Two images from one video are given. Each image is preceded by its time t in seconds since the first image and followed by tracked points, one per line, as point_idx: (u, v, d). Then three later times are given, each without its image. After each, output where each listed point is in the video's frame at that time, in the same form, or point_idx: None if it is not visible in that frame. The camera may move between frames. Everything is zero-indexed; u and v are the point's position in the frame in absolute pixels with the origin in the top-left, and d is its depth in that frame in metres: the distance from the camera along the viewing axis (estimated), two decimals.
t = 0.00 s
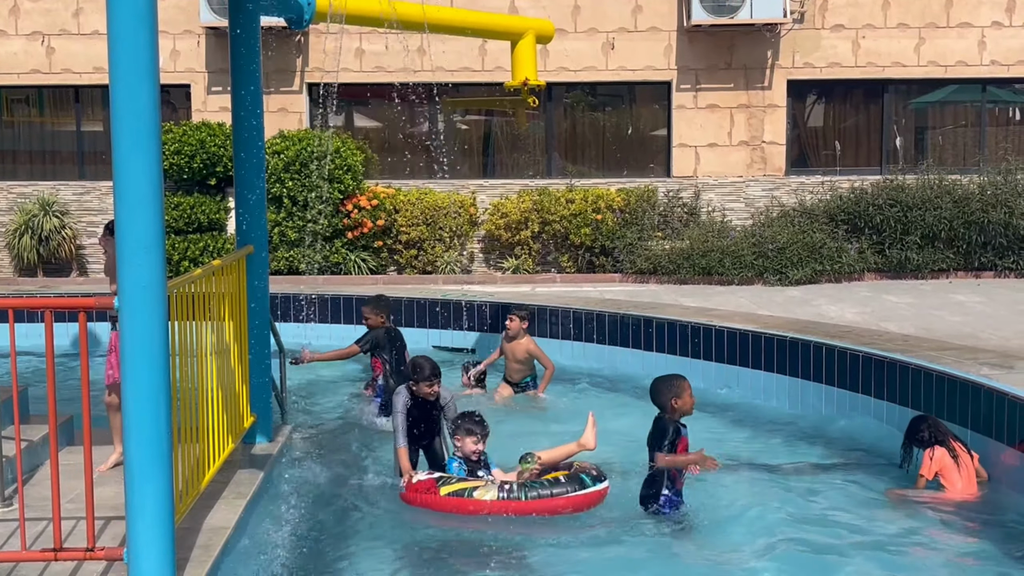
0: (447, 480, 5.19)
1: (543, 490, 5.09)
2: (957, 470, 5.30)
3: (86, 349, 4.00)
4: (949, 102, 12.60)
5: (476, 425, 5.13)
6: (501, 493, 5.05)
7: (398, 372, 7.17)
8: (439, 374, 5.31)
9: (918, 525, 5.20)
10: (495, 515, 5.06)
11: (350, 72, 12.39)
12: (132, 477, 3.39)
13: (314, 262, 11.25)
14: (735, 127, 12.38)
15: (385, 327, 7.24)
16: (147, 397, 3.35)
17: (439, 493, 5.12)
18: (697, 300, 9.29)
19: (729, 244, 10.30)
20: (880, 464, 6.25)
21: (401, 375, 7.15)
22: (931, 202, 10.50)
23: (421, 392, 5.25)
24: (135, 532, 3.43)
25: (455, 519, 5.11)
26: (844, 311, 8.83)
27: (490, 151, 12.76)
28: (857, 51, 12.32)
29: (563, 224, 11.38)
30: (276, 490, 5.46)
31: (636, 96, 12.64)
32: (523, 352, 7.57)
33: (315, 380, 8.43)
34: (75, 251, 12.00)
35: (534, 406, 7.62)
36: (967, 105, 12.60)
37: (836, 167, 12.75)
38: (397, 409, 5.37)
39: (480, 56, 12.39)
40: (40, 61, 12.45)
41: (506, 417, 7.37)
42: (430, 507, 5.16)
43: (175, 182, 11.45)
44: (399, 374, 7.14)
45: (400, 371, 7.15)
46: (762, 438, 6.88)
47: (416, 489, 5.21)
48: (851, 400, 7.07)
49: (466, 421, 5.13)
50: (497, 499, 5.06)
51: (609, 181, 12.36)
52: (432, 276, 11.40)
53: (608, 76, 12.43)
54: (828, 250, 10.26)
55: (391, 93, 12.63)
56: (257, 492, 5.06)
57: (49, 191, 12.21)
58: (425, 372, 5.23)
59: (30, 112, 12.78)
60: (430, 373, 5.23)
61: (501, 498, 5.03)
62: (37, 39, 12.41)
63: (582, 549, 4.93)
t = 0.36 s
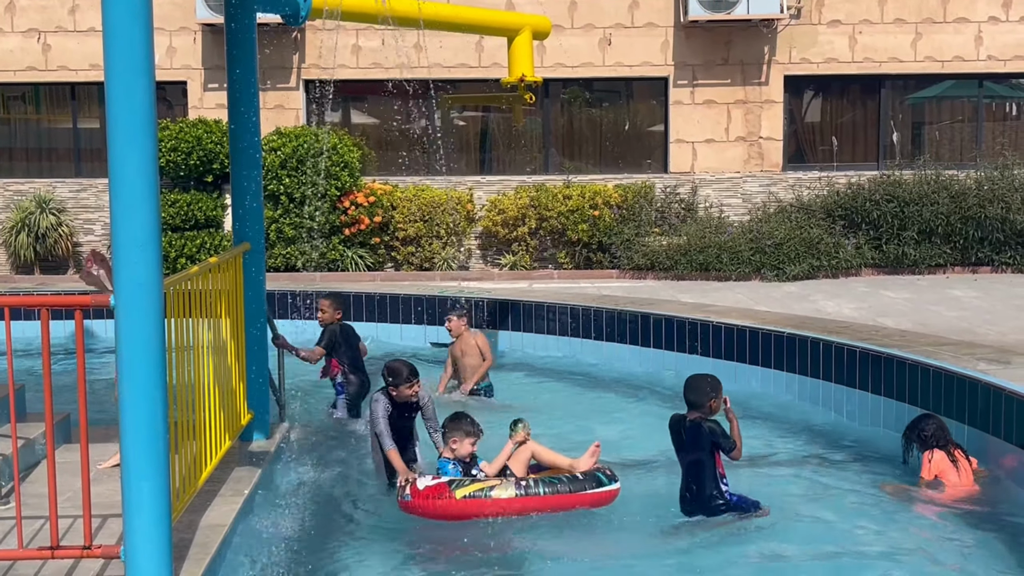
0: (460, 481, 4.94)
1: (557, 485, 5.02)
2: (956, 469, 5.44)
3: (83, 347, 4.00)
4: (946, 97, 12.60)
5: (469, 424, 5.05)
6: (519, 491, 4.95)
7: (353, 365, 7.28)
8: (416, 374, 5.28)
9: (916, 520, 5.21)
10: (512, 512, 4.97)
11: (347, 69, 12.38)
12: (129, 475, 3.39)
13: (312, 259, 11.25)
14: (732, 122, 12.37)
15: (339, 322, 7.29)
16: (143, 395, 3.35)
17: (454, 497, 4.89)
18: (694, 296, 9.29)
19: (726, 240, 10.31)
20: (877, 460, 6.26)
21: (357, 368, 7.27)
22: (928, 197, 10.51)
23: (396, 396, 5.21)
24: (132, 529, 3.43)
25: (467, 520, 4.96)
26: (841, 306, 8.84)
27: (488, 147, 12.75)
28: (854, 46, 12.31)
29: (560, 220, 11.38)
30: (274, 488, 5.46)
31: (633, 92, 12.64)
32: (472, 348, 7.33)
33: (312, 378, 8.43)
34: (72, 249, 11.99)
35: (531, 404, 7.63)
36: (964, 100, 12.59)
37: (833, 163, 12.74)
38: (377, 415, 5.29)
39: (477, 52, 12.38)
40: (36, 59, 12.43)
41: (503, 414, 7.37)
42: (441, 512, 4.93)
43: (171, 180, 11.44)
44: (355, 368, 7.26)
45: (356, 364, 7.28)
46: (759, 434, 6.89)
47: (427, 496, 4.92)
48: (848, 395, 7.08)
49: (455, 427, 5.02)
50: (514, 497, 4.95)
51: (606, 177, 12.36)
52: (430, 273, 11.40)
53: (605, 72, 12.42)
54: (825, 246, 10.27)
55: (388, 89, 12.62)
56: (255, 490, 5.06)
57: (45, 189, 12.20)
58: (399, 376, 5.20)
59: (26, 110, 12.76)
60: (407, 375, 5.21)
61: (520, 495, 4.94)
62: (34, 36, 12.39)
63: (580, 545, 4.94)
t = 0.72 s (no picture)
0: (463, 485, 4.92)
1: (563, 487, 4.94)
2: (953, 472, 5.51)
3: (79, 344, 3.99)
4: (945, 91, 12.58)
5: (467, 427, 5.00)
6: (523, 494, 4.86)
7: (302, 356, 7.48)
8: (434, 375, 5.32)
9: (913, 516, 5.22)
10: (520, 516, 4.88)
11: (345, 63, 12.36)
12: (126, 471, 3.39)
13: (310, 254, 11.25)
14: (731, 116, 12.36)
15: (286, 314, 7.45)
16: (141, 392, 3.35)
17: (457, 500, 4.86)
18: (692, 291, 9.29)
19: (725, 234, 10.30)
20: (876, 455, 6.27)
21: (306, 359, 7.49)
22: (927, 191, 10.51)
23: (412, 395, 5.23)
24: (131, 525, 3.43)
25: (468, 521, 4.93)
26: (839, 301, 8.84)
27: (486, 141, 12.74)
28: (853, 40, 12.29)
29: (558, 215, 11.37)
30: (273, 483, 5.47)
31: (631, 86, 12.62)
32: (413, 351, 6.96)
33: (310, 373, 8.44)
34: (69, 243, 11.99)
35: (528, 399, 7.64)
36: (962, 94, 12.58)
37: (832, 157, 12.73)
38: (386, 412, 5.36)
39: (474, 46, 12.36)
40: (33, 52, 12.40)
41: (502, 410, 7.38)
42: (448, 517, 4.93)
43: (169, 174, 11.43)
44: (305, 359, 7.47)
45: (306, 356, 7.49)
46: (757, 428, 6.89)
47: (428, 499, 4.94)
48: (846, 390, 7.08)
49: (456, 429, 4.98)
50: (518, 500, 4.85)
51: (604, 172, 12.35)
52: (428, 267, 11.40)
53: (603, 66, 12.41)
54: (824, 240, 10.27)
55: (386, 84, 12.61)
56: (254, 485, 5.07)
57: (43, 183, 12.19)
58: (420, 376, 5.22)
59: (23, 104, 12.74)
60: (427, 375, 5.24)
61: (524, 499, 4.84)
62: (30, 30, 12.36)
63: (578, 541, 4.95)
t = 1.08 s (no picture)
0: (491, 475, 4.85)
1: (588, 475, 4.96)
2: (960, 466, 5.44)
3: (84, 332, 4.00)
4: (948, 80, 12.57)
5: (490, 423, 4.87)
6: (555, 481, 4.88)
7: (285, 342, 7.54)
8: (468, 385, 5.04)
9: (917, 505, 5.23)
10: (549, 504, 4.87)
11: (347, 52, 12.35)
12: (131, 458, 3.40)
13: (312, 243, 11.25)
14: (733, 105, 12.34)
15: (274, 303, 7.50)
16: (146, 379, 3.35)
17: (491, 488, 4.77)
18: (695, 280, 9.30)
19: (727, 223, 10.30)
20: (880, 444, 6.28)
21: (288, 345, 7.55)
22: (930, 180, 10.51)
23: (443, 402, 4.98)
24: (136, 512, 3.44)
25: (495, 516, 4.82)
26: (842, 290, 8.84)
27: (488, 130, 12.73)
28: (856, 29, 12.27)
29: (560, 203, 11.37)
30: (277, 472, 5.48)
31: (633, 75, 12.61)
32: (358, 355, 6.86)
33: (313, 361, 8.45)
34: (72, 231, 12.00)
35: (530, 388, 7.65)
36: (966, 83, 12.56)
37: (835, 146, 12.72)
38: (414, 417, 5.12)
39: (477, 35, 12.34)
40: (35, 41, 12.39)
41: (505, 399, 7.38)
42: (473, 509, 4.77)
43: (171, 163, 11.43)
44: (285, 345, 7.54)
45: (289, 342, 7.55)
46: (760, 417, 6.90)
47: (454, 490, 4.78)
48: (849, 379, 7.09)
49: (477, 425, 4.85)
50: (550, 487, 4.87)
51: (607, 160, 12.35)
52: (430, 256, 11.40)
53: (606, 55, 12.39)
54: (827, 229, 10.27)
55: (388, 72, 12.60)
56: (258, 473, 5.08)
57: (45, 171, 12.19)
58: (452, 386, 4.95)
59: (25, 92, 12.73)
60: (459, 384, 4.96)
61: (558, 484, 4.86)
62: (32, 19, 12.35)
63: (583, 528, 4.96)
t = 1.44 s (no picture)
0: (524, 476, 4.66)
1: (602, 473, 4.90)
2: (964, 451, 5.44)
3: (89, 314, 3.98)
4: (956, 63, 12.50)
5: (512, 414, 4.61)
6: (578, 482, 4.76)
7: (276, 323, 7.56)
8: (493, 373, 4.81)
9: (922, 490, 5.21)
10: (571, 504, 4.75)
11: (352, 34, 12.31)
12: (135, 440, 3.38)
13: (317, 225, 11.23)
14: (740, 88, 12.28)
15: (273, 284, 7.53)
16: (149, 360, 3.34)
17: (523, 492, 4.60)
18: (701, 264, 9.27)
19: (733, 207, 10.28)
20: (885, 428, 6.26)
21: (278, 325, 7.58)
22: (937, 163, 10.47)
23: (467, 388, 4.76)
24: (141, 495, 3.43)
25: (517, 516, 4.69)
26: (848, 274, 8.81)
27: (493, 114, 12.70)
28: (864, 12, 12.21)
29: (566, 186, 11.34)
30: (281, 454, 5.47)
31: (638, 58, 12.57)
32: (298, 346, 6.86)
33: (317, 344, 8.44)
34: (76, 214, 11.99)
35: (535, 372, 7.63)
36: (973, 67, 12.50)
37: (841, 130, 12.67)
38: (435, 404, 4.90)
39: (483, 17, 12.29)
40: (39, 23, 12.36)
41: (510, 382, 7.37)
42: (500, 511, 4.62)
43: (176, 145, 11.41)
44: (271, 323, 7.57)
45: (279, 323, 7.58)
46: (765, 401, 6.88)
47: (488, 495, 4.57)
48: (855, 362, 7.06)
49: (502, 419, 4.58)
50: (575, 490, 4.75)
51: (612, 144, 12.31)
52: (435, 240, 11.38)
53: (612, 38, 12.34)
54: (833, 212, 10.24)
55: (393, 55, 12.56)
56: (262, 456, 5.07)
57: (49, 153, 12.18)
58: (478, 372, 4.72)
59: (30, 74, 12.71)
60: (484, 369, 4.74)
61: (581, 488, 4.75)
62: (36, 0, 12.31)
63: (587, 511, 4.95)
